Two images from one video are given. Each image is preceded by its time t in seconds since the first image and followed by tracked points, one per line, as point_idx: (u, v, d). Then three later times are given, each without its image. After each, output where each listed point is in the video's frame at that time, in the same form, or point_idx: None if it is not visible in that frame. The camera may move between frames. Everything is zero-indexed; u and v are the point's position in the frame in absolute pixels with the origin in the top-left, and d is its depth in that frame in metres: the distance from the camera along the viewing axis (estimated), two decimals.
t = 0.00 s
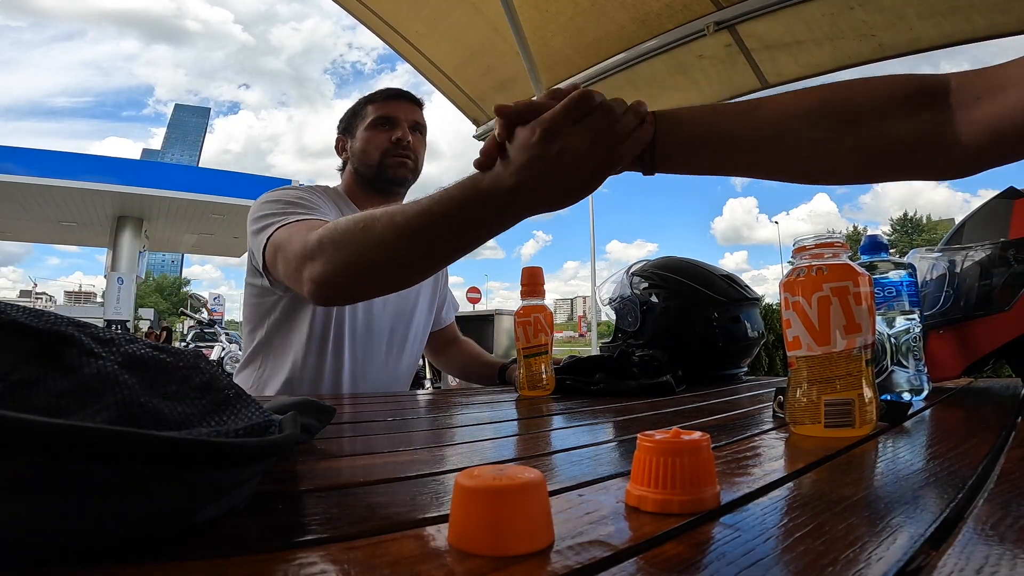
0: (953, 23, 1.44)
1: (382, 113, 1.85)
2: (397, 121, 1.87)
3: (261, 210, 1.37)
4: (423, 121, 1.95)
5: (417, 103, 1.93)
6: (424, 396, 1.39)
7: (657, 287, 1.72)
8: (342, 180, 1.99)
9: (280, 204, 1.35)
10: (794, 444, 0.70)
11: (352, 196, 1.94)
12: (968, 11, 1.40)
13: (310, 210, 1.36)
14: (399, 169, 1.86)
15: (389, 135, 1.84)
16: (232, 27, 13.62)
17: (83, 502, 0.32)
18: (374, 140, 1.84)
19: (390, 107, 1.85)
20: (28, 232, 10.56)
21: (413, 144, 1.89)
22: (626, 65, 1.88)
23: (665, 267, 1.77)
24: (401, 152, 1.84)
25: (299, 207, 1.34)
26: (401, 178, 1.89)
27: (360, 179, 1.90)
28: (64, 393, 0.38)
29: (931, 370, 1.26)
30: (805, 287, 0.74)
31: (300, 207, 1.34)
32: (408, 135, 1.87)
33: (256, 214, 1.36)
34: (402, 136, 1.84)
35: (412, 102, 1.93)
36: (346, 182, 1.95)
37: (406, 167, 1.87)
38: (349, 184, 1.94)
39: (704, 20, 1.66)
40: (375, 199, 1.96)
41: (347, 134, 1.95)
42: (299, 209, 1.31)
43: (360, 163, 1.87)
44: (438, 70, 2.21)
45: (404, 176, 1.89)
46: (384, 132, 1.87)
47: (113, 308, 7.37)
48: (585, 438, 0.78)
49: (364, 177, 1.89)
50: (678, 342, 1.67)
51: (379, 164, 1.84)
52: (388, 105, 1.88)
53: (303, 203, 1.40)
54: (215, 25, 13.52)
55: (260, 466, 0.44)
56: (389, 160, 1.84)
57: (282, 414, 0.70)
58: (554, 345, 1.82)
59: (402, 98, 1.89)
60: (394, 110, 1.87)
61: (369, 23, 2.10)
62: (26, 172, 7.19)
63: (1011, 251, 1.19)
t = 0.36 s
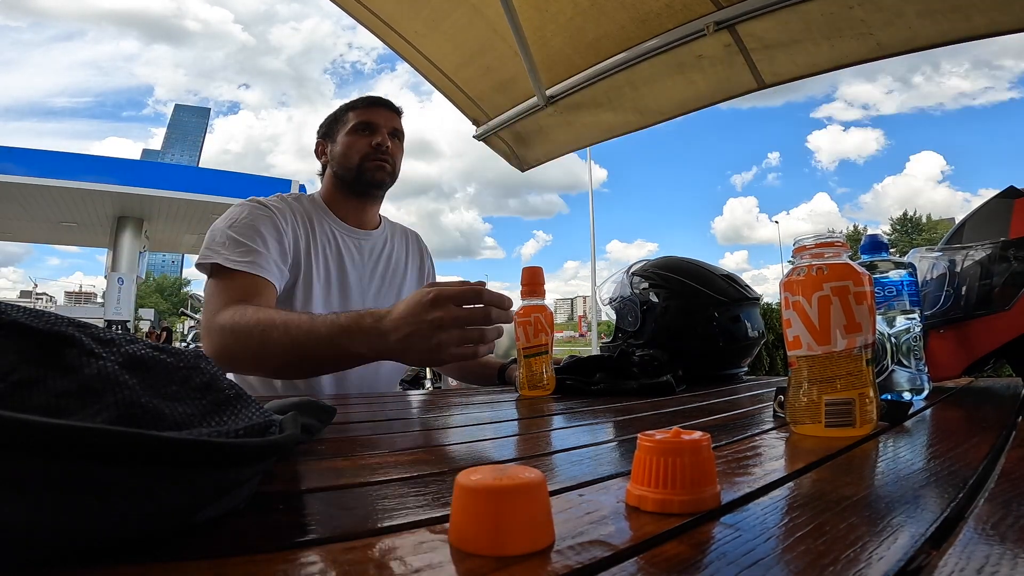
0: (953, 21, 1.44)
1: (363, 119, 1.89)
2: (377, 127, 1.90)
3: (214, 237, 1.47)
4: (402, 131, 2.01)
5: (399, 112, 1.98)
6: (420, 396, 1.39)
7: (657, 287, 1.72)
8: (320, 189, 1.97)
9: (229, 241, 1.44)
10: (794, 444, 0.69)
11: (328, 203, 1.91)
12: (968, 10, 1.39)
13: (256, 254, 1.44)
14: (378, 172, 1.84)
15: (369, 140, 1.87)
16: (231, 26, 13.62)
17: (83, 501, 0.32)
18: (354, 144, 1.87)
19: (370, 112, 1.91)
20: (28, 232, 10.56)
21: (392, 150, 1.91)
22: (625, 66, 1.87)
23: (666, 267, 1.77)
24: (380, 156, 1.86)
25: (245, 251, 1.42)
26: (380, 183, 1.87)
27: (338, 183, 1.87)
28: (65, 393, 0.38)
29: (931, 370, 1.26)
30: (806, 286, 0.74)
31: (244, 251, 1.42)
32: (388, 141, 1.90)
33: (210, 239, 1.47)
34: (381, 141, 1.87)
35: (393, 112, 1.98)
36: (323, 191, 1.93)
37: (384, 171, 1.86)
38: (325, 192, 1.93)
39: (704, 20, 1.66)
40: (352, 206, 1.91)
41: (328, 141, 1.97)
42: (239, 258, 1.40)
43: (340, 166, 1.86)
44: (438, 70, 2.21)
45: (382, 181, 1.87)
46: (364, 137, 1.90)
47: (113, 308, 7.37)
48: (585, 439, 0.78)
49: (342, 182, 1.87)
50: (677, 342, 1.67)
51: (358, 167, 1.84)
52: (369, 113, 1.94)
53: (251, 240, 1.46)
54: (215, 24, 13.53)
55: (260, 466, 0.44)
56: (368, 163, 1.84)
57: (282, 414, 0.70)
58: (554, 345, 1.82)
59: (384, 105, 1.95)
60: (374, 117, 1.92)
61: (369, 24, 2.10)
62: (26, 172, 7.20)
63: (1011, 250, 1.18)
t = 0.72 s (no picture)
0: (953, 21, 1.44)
1: (348, 120, 1.88)
2: (363, 129, 1.89)
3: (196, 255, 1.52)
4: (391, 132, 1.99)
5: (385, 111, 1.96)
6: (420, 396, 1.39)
7: (657, 286, 1.72)
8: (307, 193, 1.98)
9: (207, 263, 1.48)
10: (795, 443, 0.69)
11: (311, 209, 1.89)
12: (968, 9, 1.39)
13: (232, 279, 1.47)
14: (364, 176, 1.85)
15: (355, 144, 1.86)
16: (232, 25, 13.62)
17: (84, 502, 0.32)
18: (338, 149, 1.86)
19: (355, 115, 1.88)
20: (29, 232, 10.58)
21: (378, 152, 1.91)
22: (627, 65, 1.90)
23: (666, 267, 1.77)
24: (365, 159, 1.85)
25: (220, 276, 1.46)
26: (366, 187, 1.87)
27: (321, 188, 1.86)
28: (66, 394, 0.38)
29: (932, 371, 1.24)
30: (806, 286, 0.74)
31: (218, 276, 1.45)
32: (374, 145, 1.90)
33: (192, 258, 1.51)
34: (367, 145, 1.87)
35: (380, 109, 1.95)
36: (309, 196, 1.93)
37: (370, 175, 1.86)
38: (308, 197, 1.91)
39: (704, 20, 1.68)
40: (335, 211, 1.90)
41: (312, 143, 1.96)
42: (214, 282, 1.44)
43: (325, 171, 1.86)
44: (437, 70, 2.21)
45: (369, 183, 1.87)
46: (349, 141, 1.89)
47: (114, 309, 7.37)
48: (586, 439, 0.78)
49: (326, 187, 1.86)
50: (677, 341, 1.67)
51: (343, 172, 1.84)
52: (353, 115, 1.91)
53: (228, 263, 1.49)
54: (215, 24, 13.52)
55: (261, 466, 0.44)
56: (353, 167, 1.84)
57: (283, 414, 0.70)
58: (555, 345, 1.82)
59: (370, 107, 1.92)
60: (359, 120, 1.90)
61: (367, 24, 2.09)
62: (27, 172, 7.21)
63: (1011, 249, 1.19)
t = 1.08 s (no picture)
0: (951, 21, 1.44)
1: (384, 142, 1.72)
2: (399, 153, 1.74)
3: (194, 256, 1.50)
4: (431, 156, 1.82)
5: (428, 133, 1.78)
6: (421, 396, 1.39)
7: (657, 286, 1.72)
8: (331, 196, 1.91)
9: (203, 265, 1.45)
10: (796, 443, 0.69)
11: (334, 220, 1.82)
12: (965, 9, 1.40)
13: (226, 284, 1.43)
14: (388, 214, 1.76)
15: (388, 173, 1.74)
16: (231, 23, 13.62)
17: (84, 503, 0.32)
18: (370, 172, 1.74)
19: (393, 136, 1.72)
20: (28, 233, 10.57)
21: (411, 185, 1.79)
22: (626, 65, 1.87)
23: (666, 267, 1.77)
24: (393, 197, 1.75)
25: (214, 279, 1.42)
26: (388, 221, 1.79)
27: (348, 206, 1.78)
28: (66, 394, 0.38)
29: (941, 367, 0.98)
30: (806, 286, 0.74)
31: (213, 280, 1.41)
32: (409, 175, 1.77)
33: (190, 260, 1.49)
34: (400, 178, 1.75)
35: (423, 129, 1.77)
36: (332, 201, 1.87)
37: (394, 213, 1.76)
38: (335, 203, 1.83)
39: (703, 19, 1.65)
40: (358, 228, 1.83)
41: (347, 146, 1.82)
42: (207, 286, 1.40)
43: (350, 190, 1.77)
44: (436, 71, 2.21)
45: (393, 220, 1.80)
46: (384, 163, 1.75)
47: (114, 309, 7.37)
48: (587, 439, 0.77)
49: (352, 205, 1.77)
50: (677, 341, 1.67)
51: (368, 202, 1.75)
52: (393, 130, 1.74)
53: (225, 266, 1.46)
54: (214, 23, 13.52)
55: (262, 466, 0.44)
56: (379, 201, 1.74)
57: (284, 414, 0.70)
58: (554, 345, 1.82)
59: (411, 124, 1.74)
60: (397, 138, 1.73)
61: (365, 25, 2.09)
62: (27, 173, 7.22)
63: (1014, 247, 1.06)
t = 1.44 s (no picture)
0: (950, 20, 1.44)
1: (396, 143, 1.74)
2: (410, 156, 1.76)
3: (194, 255, 1.50)
4: (440, 160, 1.84)
5: (439, 138, 1.80)
6: (422, 396, 1.39)
7: (657, 286, 1.72)
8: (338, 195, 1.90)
9: (204, 264, 1.45)
10: (796, 443, 0.69)
11: (341, 220, 1.82)
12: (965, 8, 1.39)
13: (226, 283, 1.43)
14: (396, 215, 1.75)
15: (398, 175, 1.74)
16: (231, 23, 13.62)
17: (87, 503, 0.32)
18: (380, 172, 1.75)
19: (405, 138, 1.73)
20: (28, 233, 10.57)
21: (420, 189, 1.81)
22: (626, 65, 1.87)
23: (666, 267, 1.77)
24: (402, 198, 1.76)
25: (214, 279, 1.42)
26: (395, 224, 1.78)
27: (355, 206, 1.78)
28: (67, 395, 0.38)
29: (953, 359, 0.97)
30: (806, 286, 0.74)
31: (214, 281, 1.41)
32: (419, 177, 1.78)
33: (194, 258, 1.50)
34: (410, 180, 1.76)
35: (435, 135, 1.79)
36: (339, 200, 1.87)
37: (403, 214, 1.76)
38: (342, 203, 1.83)
39: (703, 19, 1.65)
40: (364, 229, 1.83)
41: (357, 146, 1.83)
42: (207, 286, 1.40)
43: (358, 188, 1.77)
44: (436, 71, 2.21)
45: (399, 220, 1.81)
46: (395, 164, 1.76)
47: (114, 309, 7.37)
48: (587, 439, 0.77)
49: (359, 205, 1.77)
50: (677, 341, 1.66)
51: (376, 202, 1.74)
52: (406, 132, 1.75)
53: (226, 267, 1.46)
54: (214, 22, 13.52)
55: (262, 466, 0.44)
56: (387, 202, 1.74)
57: (284, 414, 0.70)
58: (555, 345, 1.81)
59: (423, 127, 1.76)
60: (409, 139, 1.74)
61: (366, 26, 2.09)
62: (27, 173, 7.22)
63: (1014, 248, 1.05)
